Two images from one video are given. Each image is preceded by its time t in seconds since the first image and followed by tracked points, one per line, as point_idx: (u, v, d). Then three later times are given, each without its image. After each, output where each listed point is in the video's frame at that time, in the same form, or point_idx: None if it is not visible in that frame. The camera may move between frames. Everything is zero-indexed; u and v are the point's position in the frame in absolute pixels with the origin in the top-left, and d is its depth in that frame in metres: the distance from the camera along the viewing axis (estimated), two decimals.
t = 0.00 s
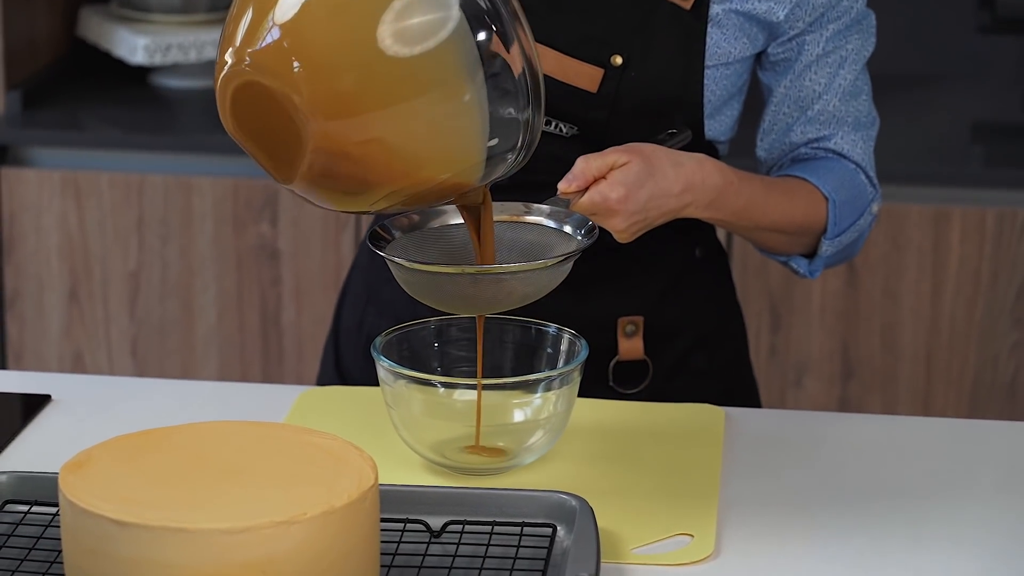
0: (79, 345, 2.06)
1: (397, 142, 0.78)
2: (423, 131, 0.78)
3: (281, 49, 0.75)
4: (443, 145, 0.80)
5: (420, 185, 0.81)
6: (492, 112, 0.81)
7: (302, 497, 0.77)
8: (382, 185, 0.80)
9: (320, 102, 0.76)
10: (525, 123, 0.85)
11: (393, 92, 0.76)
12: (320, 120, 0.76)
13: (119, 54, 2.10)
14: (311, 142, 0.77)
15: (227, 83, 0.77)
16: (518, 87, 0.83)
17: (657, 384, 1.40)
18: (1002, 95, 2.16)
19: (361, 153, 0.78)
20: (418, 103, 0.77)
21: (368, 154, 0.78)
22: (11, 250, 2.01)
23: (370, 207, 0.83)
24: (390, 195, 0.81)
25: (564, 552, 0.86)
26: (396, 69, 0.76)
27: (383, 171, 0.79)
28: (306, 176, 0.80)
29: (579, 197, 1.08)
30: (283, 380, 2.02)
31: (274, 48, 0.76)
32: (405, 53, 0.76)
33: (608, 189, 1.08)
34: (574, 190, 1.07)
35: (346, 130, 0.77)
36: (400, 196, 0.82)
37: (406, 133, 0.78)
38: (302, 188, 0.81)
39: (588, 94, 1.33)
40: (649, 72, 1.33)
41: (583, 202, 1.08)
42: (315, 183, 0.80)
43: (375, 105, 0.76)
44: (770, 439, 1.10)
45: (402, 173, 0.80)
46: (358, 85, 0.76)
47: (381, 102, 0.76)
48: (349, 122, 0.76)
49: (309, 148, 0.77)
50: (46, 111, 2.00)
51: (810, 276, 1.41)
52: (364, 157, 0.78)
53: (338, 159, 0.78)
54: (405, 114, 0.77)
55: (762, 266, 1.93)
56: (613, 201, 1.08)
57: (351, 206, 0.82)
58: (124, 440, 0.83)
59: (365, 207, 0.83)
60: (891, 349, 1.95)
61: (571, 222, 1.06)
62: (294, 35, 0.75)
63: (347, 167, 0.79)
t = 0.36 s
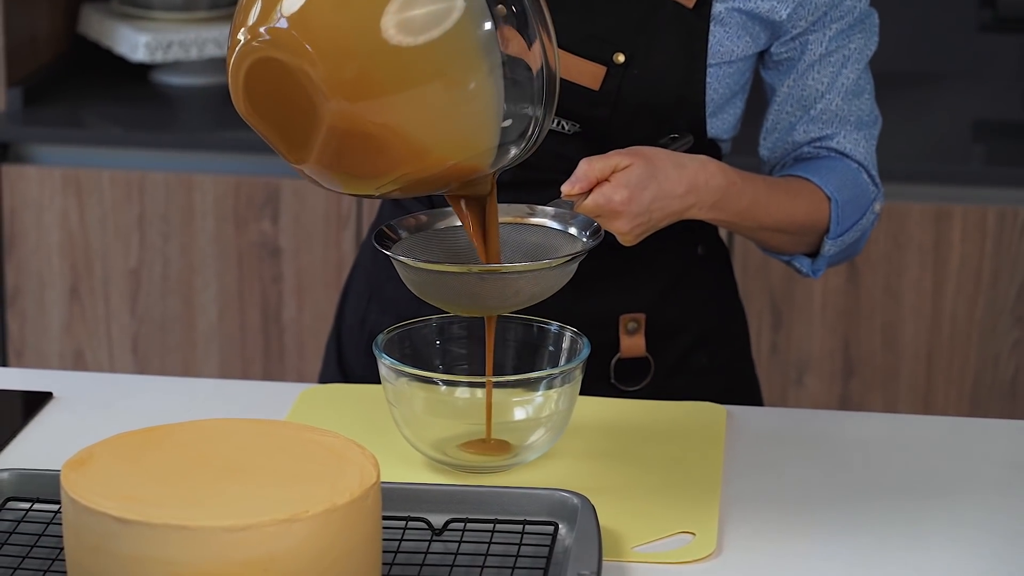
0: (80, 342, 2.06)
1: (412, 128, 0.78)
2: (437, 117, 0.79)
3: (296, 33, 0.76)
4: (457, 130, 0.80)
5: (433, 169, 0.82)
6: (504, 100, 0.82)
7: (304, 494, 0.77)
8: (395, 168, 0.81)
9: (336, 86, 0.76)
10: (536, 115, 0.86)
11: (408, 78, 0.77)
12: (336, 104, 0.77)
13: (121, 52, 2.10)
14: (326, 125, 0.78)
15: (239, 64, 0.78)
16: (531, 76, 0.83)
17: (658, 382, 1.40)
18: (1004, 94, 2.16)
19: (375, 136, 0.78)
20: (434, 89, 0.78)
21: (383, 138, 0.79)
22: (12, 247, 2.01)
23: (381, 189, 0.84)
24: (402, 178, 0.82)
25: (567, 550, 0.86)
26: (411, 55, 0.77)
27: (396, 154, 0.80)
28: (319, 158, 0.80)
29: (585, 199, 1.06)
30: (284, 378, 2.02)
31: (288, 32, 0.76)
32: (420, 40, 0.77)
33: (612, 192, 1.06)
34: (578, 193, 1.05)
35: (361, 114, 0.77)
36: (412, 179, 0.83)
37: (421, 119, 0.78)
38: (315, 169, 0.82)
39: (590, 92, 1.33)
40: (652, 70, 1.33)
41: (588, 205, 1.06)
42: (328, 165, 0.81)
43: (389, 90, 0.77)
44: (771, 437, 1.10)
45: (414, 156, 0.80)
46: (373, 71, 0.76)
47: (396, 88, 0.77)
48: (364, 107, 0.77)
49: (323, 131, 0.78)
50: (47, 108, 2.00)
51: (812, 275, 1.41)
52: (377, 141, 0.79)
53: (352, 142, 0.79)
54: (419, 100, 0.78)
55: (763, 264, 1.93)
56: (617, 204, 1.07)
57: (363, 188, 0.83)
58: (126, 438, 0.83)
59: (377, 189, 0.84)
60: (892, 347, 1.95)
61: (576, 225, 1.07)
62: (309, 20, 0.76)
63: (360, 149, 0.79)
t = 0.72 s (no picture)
0: (83, 342, 2.07)
1: (416, 119, 0.80)
2: (441, 110, 0.80)
3: (305, 19, 0.77)
4: (460, 124, 0.81)
5: (436, 161, 0.83)
6: (509, 98, 0.83)
7: (307, 494, 0.77)
8: (398, 158, 0.82)
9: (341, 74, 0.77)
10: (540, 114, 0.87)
11: (413, 70, 0.78)
12: (341, 91, 0.78)
13: (124, 52, 2.10)
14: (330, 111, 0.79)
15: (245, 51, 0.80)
16: (538, 75, 0.85)
17: (662, 382, 1.40)
18: (1007, 95, 2.16)
19: (379, 126, 0.80)
20: (439, 81, 0.79)
21: (386, 128, 0.80)
22: (14, 247, 2.01)
23: (384, 177, 0.85)
24: (405, 167, 0.83)
25: (570, 551, 0.86)
26: (417, 47, 0.78)
27: (399, 143, 0.81)
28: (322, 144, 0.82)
29: (589, 202, 1.08)
30: (286, 378, 2.02)
31: (296, 18, 0.78)
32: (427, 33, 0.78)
33: (617, 195, 1.09)
34: (582, 197, 1.08)
35: (365, 103, 0.78)
36: (416, 170, 0.84)
37: (425, 111, 0.79)
38: (319, 156, 0.83)
39: (594, 93, 1.33)
40: (656, 72, 1.33)
41: (593, 208, 1.08)
42: (332, 151, 0.82)
43: (394, 81, 0.78)
44: (776, 438, 1.10)
45: (417, 147, 0.82)
46: (379, 61, 0.77)
47: (401, 79, 0.78)
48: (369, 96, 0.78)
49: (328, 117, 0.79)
50: (50, 108, 2.00)
51: (817, 278, 1.41)
52: (381, 130, 0.80)
53: (356, 130, 0.80)
54: (423, 92, 0.79)
55: (765, 265, 1.93)
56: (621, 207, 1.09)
57: (366, 175, 0.85)
58: (129, 438, 0.84)
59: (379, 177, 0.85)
60: (894, 348, 1.95)
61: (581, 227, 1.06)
62: (315, 12, 0.77)
63: (364, 138, 0.81)
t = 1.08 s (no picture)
0: (88, 342, 2.07)
1: (430, 110, 0.80)
2: (456, 102, 0.80)
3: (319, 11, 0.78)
4: (474, 118, 0.82)
5: (448, 154, 0.84)
6: (524, 99, 0.84)
7: (313, 494, 0.77)
8: (411, 149, 0.83)
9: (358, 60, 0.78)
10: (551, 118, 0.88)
11: (431, 61, 0.78)
12: (358, 77, 0.79)
13: (129, 52, 2.10)
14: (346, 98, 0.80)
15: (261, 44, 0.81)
16: (556, 79, 0.86)
17: (667, 384, 1.40)
18: (1011, 96, 2.16)
19: (393, 115, 0.80)
20: (456, 75, 0.79)
21: (400, 117, 0.80)
22: (19, 247, 2.01)
23: (395, 167, 0.85)
24: (416, 160, 0.84)
25: (575, 551, 0.86)
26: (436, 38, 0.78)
27: (412, 135, 0.82)
28: (336, 131, 0.82)
29: (595, 202, 1.06)
30: (291, 379, 2.02)
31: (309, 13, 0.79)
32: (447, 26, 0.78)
33: (622, 195, 1.07)
34: (587, 197, 1.06)
35: (381, 90, 0.79)
36: (426, 162, 0.85)
37: (440, 103, 0.80)
38: (333, 142, 0.84)
39: (600, 94, 1.33)
40: (661, 73, 1.33)
41: (598, 208, 1.06)
42: (345, 138, 0.83)
43: (410, 71, 0.78)
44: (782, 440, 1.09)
45: (430, 139, 0.82)
46: (396, 50, 0.78)
47: (411, 72, 0.78)
48: (386, 84, 0.79)
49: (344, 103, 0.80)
50: (55, 109, 2.01)
51: (822, 280, 1.41)
52: (395, 120, 0.80)
53: (370, 118, 0.81)
54: (439, 84, 0.79)
55: (770, 266, 1.92)
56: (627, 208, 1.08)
57: (377, 164, 0.85)
58: (135, 438, 0.84)
59: (390, 167, 0.85)
60: (899, 349, 1.95)
61: (585, 227, 1.07)
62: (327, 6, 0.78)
63: (378, 127, 0.81)
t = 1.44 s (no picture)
0: (91, 343, 2.07)
1: (448, 101, 0.81)
2: (473, 96, 0.82)
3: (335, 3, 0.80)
4: (490, 113, 0.83)
5: (460, 146, 0.85)
6: (538, 102, 0.86)
7: (317, 495, 0.77)
8: (424, 139, 0.84)
9: (383, 46, 0.79)
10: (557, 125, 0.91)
11: (454, 52, 0.80)
12: (381, 62, 0.80)
13: (134, 53, 2.10)
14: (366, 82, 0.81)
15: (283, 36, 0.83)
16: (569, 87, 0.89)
17: (669, 386, 1.40)
18: (1015, 98, 2.16)
19: (411, 103, 0.81)
20: (476, 68, 0.81)
21: (418, 106, 0.82)
22: (23, 248, 2.01)
23: (405, 156, 0.87)
24: (429, 150, 0.85)
25: (578, 553, 0.86)
26: (461, 31, 0.80)
27: (427, 125, 0.83)
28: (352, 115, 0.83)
29: (599, 210, 1.08)
30: (295, 380, 2.02)
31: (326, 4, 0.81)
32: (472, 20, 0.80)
33: (626, 203, 1.09)
34: (591, 205, 1.08)
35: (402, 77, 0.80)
36: (437, 153, 0.86)
37: (459, 95, 0.81)
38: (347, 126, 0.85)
39: (602, 97, 1.33)
40: (663, 76, 1.33)
41: (602, 216, 1.08)
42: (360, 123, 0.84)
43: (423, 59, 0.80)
44: (786, 442, 1.09)
45: (445, 130, 0.83)
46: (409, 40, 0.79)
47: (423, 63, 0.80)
48: (407, 71, 0.80)
49: (363, 88, 0.81)
50: (59, 110, 2.01)
51: (826, 283, 1.41)
52: (412, 108, 0.82)
53: (388, 104, 0.82)
54: (459, 77, 0.81)
55: (774, 267, 1.92)
56: (631, 215, 1.09)
57: (388, 150, 0.86)
58: (139, 438, 0.84)
59: (400, 155, 0.87)
60: (902, 351, 1.95)
61: (589, 235, 1.05)
62: None
63: (394, 114, 0.82)
